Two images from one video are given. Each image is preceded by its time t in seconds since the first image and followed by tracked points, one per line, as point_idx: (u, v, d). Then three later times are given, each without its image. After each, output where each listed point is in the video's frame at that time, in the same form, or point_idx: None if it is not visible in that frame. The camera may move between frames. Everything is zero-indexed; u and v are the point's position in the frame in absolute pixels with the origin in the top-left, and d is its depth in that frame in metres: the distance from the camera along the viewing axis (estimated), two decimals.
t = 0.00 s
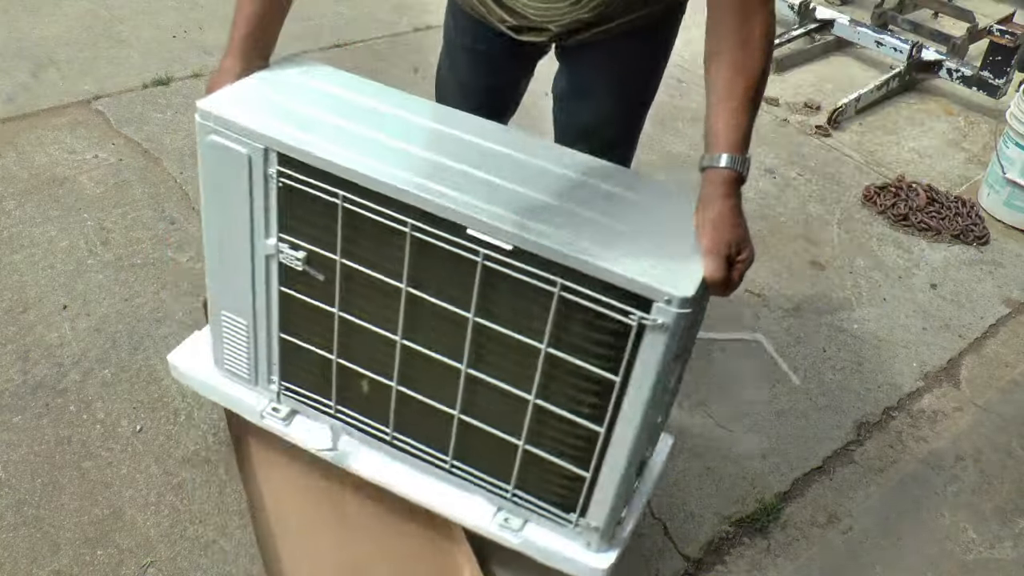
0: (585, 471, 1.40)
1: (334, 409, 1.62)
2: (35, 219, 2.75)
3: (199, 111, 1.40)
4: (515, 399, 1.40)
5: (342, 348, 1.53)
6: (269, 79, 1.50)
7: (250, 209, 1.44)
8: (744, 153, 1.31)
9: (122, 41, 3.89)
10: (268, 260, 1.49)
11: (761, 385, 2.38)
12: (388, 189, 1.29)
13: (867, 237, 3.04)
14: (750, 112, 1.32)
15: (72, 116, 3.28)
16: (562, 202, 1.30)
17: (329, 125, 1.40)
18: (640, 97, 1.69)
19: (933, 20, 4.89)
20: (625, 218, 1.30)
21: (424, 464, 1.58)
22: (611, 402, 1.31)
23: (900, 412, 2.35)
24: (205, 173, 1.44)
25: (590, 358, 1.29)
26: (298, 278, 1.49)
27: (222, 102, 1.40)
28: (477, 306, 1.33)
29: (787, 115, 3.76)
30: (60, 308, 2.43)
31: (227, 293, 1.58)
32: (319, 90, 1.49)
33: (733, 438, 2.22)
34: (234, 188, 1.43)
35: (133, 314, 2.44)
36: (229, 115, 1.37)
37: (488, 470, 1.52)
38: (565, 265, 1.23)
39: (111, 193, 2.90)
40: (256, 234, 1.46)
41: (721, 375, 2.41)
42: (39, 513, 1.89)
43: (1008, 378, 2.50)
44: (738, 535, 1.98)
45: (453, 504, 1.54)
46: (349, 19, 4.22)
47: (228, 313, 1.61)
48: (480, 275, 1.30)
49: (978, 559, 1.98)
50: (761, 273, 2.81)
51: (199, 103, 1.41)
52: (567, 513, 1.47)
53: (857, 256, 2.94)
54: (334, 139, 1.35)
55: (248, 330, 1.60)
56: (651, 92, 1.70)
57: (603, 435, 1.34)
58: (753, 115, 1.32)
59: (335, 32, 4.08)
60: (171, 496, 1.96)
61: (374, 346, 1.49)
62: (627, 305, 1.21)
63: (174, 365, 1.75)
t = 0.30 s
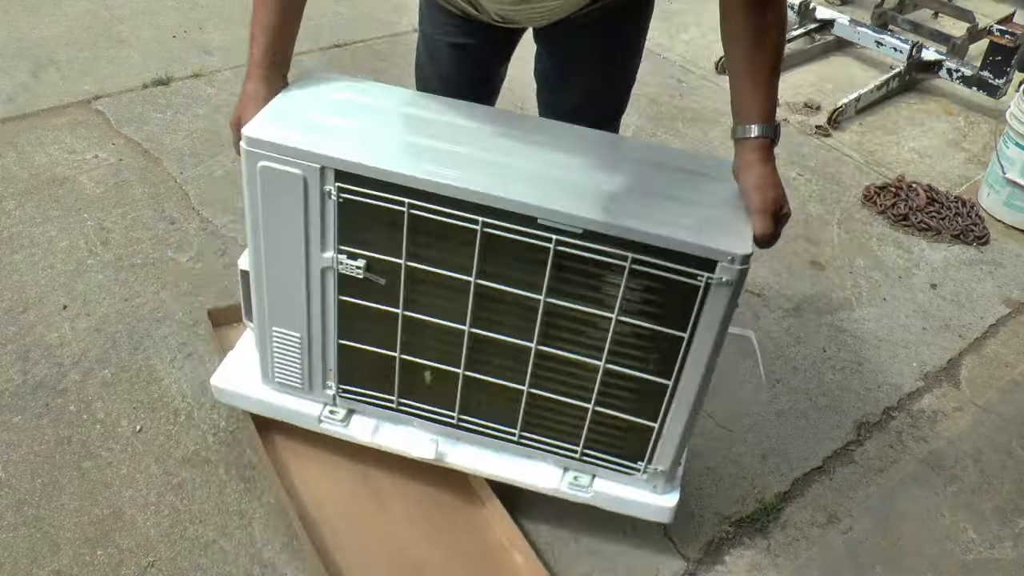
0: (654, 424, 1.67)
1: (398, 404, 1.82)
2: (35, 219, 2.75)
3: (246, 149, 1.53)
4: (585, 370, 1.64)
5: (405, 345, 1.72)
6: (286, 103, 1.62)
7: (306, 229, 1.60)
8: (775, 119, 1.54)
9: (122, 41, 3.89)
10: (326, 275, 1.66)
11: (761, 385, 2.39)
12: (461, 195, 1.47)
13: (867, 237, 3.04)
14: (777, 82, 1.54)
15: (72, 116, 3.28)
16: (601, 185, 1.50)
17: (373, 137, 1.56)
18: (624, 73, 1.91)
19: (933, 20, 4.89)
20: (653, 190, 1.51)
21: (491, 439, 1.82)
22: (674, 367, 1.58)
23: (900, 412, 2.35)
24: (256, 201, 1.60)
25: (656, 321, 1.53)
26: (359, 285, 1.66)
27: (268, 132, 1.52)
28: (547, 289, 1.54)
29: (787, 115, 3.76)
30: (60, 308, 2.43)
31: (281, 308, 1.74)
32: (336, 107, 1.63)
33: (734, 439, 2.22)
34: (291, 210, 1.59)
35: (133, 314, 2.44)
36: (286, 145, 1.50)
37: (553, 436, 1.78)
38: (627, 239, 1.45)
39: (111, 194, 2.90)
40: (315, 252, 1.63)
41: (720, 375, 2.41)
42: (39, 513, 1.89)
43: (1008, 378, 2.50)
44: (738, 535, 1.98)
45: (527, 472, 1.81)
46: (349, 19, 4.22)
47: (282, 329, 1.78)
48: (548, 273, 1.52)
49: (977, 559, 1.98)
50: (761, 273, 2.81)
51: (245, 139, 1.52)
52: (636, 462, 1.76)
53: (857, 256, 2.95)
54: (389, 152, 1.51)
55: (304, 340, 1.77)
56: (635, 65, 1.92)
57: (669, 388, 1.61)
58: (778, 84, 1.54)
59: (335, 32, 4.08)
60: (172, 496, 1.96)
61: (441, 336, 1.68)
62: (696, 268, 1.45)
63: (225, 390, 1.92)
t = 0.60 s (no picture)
0: (667, 407, 1.72)
1: (416, 411, 1.82)
2: (35, 219, 2.75)
3: (257, 176, 1.49)
4: (598, 360, 1.67)
5: (423, 353, 1.71)
6: (286, 128, 1.58)
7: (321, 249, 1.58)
8: (766, 109, 1.65)
9: (122, 41, 3.89)
10: (344, 292, 1.64)
11: (760, 385, 2.39)
12: (481, 204, 1.47)
13: (867, 237, 3.04)
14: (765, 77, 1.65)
15: (72, 116, 3.28)
16: (611, 187, 1.52)
17: (379, 153, 1.54)
18: (599, 60, 1.91)
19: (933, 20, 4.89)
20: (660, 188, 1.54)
21: (510, 435, 1.84)
22: (687, 351, 1.62)
23: (900, 412, 2.35)
24: (268, 226, 1.56)
25: (669, 309, 1.57)
26: (375, 298, 1.65)
27: (279, 157, 1.49)
28: (564, 288, 1.56)
29: (787, 115, 3.76)
30: (60, 308, 2.43)
31: (295, 330, 1.71)
32: (337, 126, 1.60)
33: (734, 439, 2.22)
34: (306, 231, 1.56)
35: (133, 314, 2.44)
36: (300, 169, 1.47)
37: (569, 428, 1.81)
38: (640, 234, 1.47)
39: (111, 193, 2.90)
40: (331, 270, 1.60)
41: (719, 376, 2.41)
42: (38, 513, 1.89)
43: (1008, 378, 2.49)
44: (738, 535, 1.98)
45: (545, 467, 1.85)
46: (349, 19, 4.22)
47: (297, 351, 1.75)
48: (564, 273, 1.54)
49: (978, 559, 1.98)
50: (761, 273, 2.82)
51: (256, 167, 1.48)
52: (650, 444, 1.81)
53: (857, 256, 2.95)
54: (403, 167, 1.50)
55: (320, 359, 1.75)
56: (609, 50, 1.91)
57: (682, 373, 1.66)
58: (765, 79, 1.66)
59: (334, 33, 4.08)
60: (172, 497, 1.95)
61: (457, 340, 1.68)
62: (703, 256, 1.48)
63: (238, 417, 1.88)
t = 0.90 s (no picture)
0: (661, 416, 1.74)
1: (409, 429, 1.82)
2: (35, 219, 2.75)
3: (249, 195, 1.48)
4: (592, 372, 1.68)
5: (417, 372, 1.71)
6: (274, 145, 1.56)
7: (315, 267, 1.56)
8: (761, 121, 1.64)
9: (122, 41, 3.89)
10: (337, 309, 1.63)
11: (761, 385, 2.39)
12: (475, 220, 1.47)
13: (867, 237, 3.04)
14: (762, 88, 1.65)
15: (72, 116, 3.28)
16: (603, 200, 1.52)
17: (369, 168, 1.53)
18: (598, 62, 1.91)
19: (933, 20, 4.88)
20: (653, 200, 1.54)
21: (505, 453, 1.85)
22: (681, 361, 1.65)
23: (900, 412, 2.35)
24: (260, 245, 1.55)
25: (664, 320, 1.59)
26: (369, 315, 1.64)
27: (270, 175, 1.47)
28: (560, 301, 1.57)
29: (787, 115, 3.76)
30: (60, 308, 2.43)
31: (286, 350, 1.70)
32: (326, 143, 1.59)
33: (734, 439, 2.22)
34: (299, 250, 1.54)
35: (133, 314, 2.44)
36: (292, 187, 1.46)
37: (564, 442, 1.82)
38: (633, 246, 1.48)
39: (111, 194, 2.90)
40: (325, 288, 1.60)
41: (719, 376, 2.41)
42: (38, 513, 1.89)
43: (1008, 378, 2.49)
44: (738, 535, 1.98)
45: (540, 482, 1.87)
46: (349, 19, 4.22)
47: (288, 371, 1.74)
48: (559, 289, 1.55)
49: (978, 559, 1.98)
50: (761, 273, 2.82)
51: (248, 186, 1.47)
52: (645, 453, 1.83)
53: (857, 256, 2.95)
54: (396, 183, 1.49)
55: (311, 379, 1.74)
56: (608, 52, 1.92)
57: (676, 385, 1.68)
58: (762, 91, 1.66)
59: (335, 33, 4.08)
60: (172, 497, 1.95)
61: (451, 355, 1.68)
62: (698, 268, 1.50)
63: (227, 440, 1.87)
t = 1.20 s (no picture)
0: (653, 426, 1.78)
1: (403, 452, 1.83)
2: (35, 219, 2.75)
3: (241, 226, 1.47)
4: (586, 385, 1.69)
5: (410, 395, 1.72)
6: (262, 175, 1.55)
7: (309, 297, 1.56)
8: (743, 136, 1.68)
9: (122, 41, 3.89)
10: (330, 337, 1.62)
11: (761, 385, 2.39)
12: (470, 244, 1.48)
13: (867, 237, 3.04)
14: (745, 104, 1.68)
15: (72, 117, 3.28)
16: (593, 219, 1.54)
17: (360, 192, 1.54)
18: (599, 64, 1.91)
19: (933, 20, 4.89)
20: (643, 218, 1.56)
21: (499, 468, 1.87)
22: (671, 372, 1.68)
23: (900, 412, 2.35)
24: (252, 275, 1.54)
25: (655, 333, 1.61)
26: (363, 341, 1.64)
27: (263, 206, 1.47)
28: (553, 319, 1.58)
29: (787, 115, 3.76)
30: (60, 308, 2.43)
31: (278, 380, 1.70)
32: (313, 170, 1.59)
33: (734, 438, 2.23)
34: (293, 280, 1.54)
35: (133, 314, 2.44)
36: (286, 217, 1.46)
37: (557, 454, 1.84)
38: (626, 263, 1.50)
39: (111, 194, 2.90)
40: (318, 315, 1.59)
41: (718, 375, 2.42)
42: (38, 513, 1.89)
43: (1008, 378, 2.49)
44: (739, 535, 1.98)
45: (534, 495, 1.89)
46: (349, 19, 4.23)
47: (280, 398, 1.73)
48: (554, 306, 1.56)
49: (978, 559, 1.98)
50: (761, 273, 2.82)
51: (240, 218, 1.46)
52: (635, 463, 1.87)
53: (857, 256, 2.95)
54: (389, 210, 1.49)
55: (304, 408, 1.74)
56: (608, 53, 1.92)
57: (667, 394, 1.71)
58: (746, 106, 1.69)
59: (335, 33, 4.09)
60: (172, 497, 1.95)
61: (447, 375, 1.69)
62: (687, 280, 1.54)
63: (219, 469, 1.85)
